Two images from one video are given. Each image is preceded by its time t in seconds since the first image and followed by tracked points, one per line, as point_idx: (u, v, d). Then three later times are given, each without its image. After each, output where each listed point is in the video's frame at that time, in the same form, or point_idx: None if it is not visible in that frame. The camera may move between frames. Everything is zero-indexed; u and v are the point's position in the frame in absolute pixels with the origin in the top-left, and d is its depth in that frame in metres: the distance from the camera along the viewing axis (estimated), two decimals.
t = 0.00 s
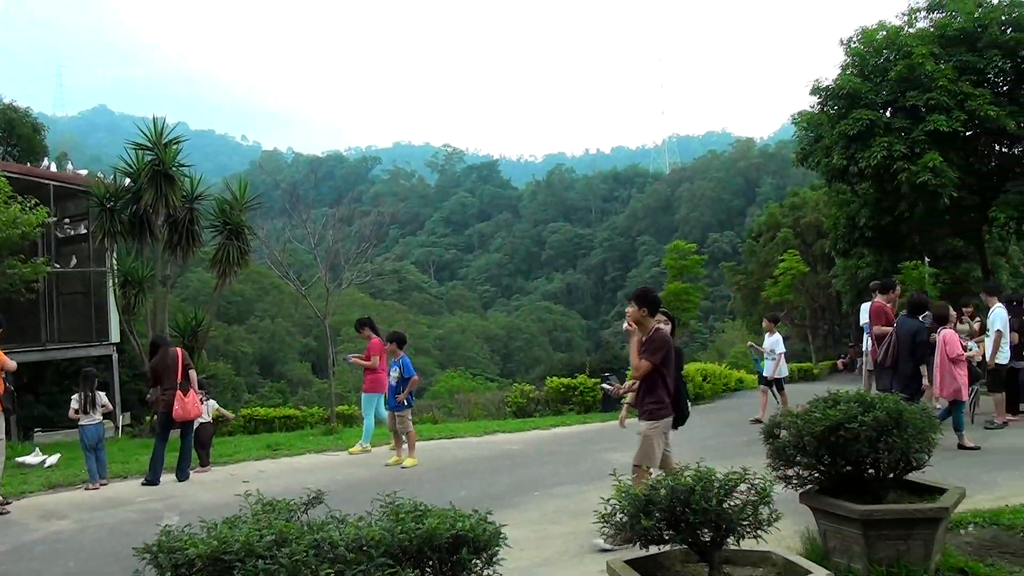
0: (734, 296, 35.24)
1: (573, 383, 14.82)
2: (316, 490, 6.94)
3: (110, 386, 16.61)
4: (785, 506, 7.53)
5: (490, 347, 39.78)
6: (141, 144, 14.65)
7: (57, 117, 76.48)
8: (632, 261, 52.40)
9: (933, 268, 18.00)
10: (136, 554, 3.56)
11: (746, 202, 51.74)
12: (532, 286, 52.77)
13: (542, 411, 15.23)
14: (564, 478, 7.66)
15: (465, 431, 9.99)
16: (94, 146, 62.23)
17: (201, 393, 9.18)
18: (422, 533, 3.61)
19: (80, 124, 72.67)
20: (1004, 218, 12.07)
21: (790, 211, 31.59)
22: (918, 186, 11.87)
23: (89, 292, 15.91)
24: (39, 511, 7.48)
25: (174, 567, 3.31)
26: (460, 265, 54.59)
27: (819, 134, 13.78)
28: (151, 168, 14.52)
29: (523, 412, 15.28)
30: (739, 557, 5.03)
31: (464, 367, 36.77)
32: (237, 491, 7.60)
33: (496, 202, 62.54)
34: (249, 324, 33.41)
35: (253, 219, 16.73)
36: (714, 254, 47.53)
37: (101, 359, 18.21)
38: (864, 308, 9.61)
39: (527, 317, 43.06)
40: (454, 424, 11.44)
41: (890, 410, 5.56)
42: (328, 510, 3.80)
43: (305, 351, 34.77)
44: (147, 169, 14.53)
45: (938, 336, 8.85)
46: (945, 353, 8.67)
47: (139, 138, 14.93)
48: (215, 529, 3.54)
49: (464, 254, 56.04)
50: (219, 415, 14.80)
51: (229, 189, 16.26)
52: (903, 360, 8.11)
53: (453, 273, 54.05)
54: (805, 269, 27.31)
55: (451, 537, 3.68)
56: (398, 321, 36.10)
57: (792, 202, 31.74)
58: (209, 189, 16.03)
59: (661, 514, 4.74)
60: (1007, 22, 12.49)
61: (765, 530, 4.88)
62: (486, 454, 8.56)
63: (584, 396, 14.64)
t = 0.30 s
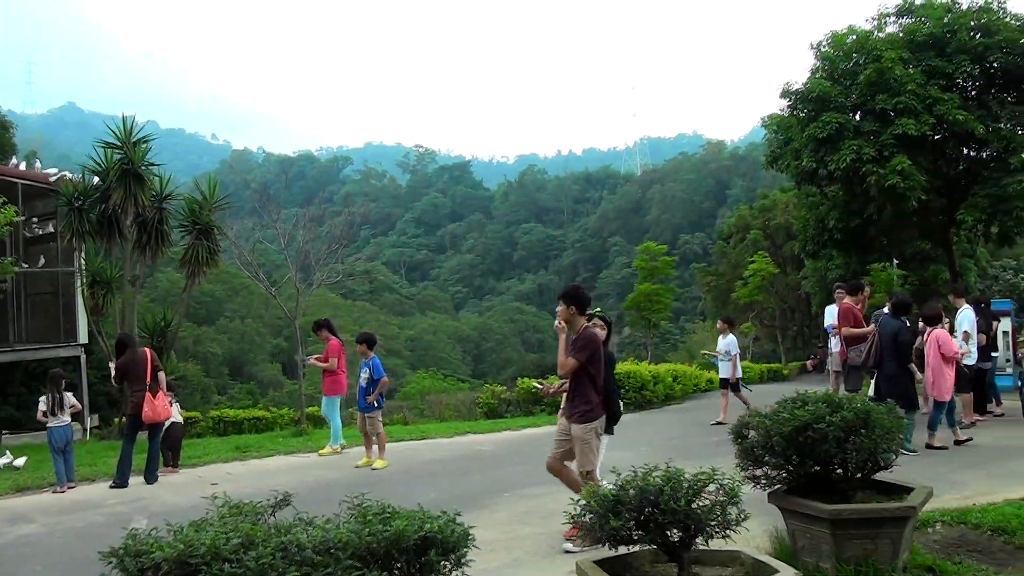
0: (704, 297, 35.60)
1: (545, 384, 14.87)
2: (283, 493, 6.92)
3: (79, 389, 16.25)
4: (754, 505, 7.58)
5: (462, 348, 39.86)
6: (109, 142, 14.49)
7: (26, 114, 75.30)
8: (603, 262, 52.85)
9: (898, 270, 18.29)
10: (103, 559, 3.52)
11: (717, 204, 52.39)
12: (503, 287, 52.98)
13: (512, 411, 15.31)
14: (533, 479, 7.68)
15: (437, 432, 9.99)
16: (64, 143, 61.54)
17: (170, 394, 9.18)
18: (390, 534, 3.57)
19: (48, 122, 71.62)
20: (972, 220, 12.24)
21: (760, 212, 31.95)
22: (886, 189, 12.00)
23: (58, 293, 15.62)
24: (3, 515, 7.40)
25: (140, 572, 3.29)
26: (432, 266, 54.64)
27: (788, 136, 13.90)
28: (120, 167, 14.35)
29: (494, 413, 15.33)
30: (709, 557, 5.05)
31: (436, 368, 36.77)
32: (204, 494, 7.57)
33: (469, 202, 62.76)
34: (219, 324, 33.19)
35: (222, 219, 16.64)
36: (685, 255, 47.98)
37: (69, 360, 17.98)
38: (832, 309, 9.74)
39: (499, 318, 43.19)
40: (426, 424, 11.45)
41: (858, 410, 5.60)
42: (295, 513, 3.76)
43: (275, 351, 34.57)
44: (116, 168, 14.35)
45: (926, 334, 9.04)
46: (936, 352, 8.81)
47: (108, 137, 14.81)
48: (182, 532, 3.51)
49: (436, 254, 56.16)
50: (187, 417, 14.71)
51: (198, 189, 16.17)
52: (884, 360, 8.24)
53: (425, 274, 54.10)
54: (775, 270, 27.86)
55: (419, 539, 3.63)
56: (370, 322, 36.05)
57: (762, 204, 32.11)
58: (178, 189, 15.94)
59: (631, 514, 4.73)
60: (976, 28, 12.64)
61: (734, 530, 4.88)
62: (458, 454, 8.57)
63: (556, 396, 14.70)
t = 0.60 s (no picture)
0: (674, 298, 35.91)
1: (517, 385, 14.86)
2: (252, 494, 6.87)
3: (46, 389, 16.08)
4: (722, 503, 7.63)
5: (434, 347, 39.84)
6: (78, 139, 14.31)
7: None
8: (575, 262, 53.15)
9: (868, 271, 18.56)
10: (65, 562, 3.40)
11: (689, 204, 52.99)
12: (477, 286, 53.07)
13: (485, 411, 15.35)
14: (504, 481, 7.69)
15: (409, 432, 9.98)
16: (34, 140, 60.74)
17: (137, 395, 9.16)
18: (360, 535, 3.57)
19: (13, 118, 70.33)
20: (940, 221, 12.39)
21: (731, 213, 32.29)
22: (856, 190, 12.13)
23: (25, 292, 15.54)
24: None
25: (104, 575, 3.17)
26: (403, 265, 54.48)
27: (759, 138, 14.00)
28: (89, 165, 14.17)
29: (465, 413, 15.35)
30: (679, 555, 5.08)
31: (407, 368, 36.68)
32: (174, 495, 7.51)
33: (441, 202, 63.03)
34: (189, 324, 32.87)
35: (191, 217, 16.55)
36: (657, 255, 48.30)
37: (36, 360, 17.68)
38: (792, 312, 9.86)
39: (471, 318, 43.27)
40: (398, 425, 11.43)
41: (826, 410, 5.63)
42: (265, 513, 3.71)
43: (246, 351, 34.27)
44: (85, 166, 14.18)
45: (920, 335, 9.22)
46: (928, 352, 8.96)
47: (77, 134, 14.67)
48: (148, 533, 3.40)
49: (407, 254, 56.02)
50: (156, 418, 14.57)
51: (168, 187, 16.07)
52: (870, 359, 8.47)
53: (396, 274, 53.95)
54: (745, 270, 28.36)
55: (388, 539, 3.63)
56: (342, 321, 35.90)
57: (733, 205, 32.39)
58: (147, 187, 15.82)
59: (601, 514, 4.71)
60: (946, 31, 12.79)
61: (703, 529, 4.88)
62: (429, 454, 8.57)
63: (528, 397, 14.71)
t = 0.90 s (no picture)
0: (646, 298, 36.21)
1: (489, 384, 14.85)
2: (219, 494, 6.82)
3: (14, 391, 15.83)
4: (690, 501, 7.69)
5: (406, 347, 39.82)
6: (46, 136, 14.20)
7: None
8: (547, 262, 53.44)
9: (838, 271, 18.89)
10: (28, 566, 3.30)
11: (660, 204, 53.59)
12: (450, 286, 53.06)
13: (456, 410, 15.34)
14: (473, 480, 7.69)
15: (379, 432, 9.99)
16: (0, 138, 59.76)
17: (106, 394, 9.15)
18: (327, 536, 3.41)
19: None
20: (909, 221, 12.53)
21: (702, 213, 32.53)
22: (826, 190, 12.23)
23: None
24: None
25: None
26: (375, 264, 54.22)
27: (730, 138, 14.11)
28: (58, 162, 13.99)
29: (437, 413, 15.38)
30: (649, 554, 5.02)
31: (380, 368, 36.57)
32: (142, 496, 7.44)
33: (413, 202, 63.10)
34: (159, 323, 32.50)
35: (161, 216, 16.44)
36: (628, 254, 48.59)
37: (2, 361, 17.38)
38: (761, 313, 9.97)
39: (443, 318, 43.34)
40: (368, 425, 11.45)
41: (795, 408, 5.65)
42: (231, 514, 3.56)
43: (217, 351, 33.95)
44: (53, 164, 13.99)
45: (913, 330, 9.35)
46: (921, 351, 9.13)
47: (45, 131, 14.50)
48: (114, 535, 3.31)
49: (379, 253, 55.81)
50: (125, 418, 14.43)
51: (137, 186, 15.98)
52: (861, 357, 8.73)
53: (368, 273, 53.62)
54: (715, 270, 28.70)
55: (356, 540, 3.47)
56: (315, 321, 35.73)
57: (704, 205, 32.65)
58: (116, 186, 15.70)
59: (570, 512, 4.63)
60: (915, 34, 12.96)
61: (672, 526, 4.85)
62: (399, 454, 8.57)
63: (500, 395, 14.75)
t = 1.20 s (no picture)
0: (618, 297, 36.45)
1: (460, 382, 14.87)
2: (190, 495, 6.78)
3: None
4: (659, 498, 7.78)
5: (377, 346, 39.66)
6: (15, 133, 14.05)
7: None
8: (519, 260, 53.63)
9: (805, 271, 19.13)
10: None
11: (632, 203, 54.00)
12: (420, 284, 52.93)
13: (427, 409, 15.31)
14: (448, 479, 7.72)
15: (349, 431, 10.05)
16: None
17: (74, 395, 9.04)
18: (293, 536, 3.31)
19: None
20: (878, 221, 12.68)
21: (673, 212, 32.73)
22: (796, 190, 12.36)
23: None
24: None
25: None
26: (346, 262, 53.96)
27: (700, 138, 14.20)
28: (26, 158, 13.81)
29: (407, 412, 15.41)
30: (618, 551, 5.01)
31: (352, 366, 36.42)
32: (111, 498, 7.35)
33: (385, 199, 63.01)
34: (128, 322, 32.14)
35: (130, 212, 16.26)
36: (600, 254, 48.85)
37: None
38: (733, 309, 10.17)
39: (415, 317, 43.33)
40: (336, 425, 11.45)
41: (763, 405, 5.70)
42: (199, 515, 3.48)
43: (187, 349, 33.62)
44: (22, 160, 13.82)
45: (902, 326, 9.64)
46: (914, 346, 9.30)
47: (14, 127, 14.33)
48: (79, 536, 3.23)
49: (351, 251, 55.57)
50: (93, 419, 14.27)
51: (106, 183, 15.79)
52: (847, 354, 8.90)
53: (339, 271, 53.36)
54: (686, 269, 28.98)
55: (325, 540, 3.37)
56: (286, 319, 35.51)
57: (676, 204, 32.87)
58: (85, 183, 15.53)
59: (540, 510, 4.61)
60: (885, 35, 13.09)
61: (642, 524, 4.84)
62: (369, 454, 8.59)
63: (471, 394, 14.78)
